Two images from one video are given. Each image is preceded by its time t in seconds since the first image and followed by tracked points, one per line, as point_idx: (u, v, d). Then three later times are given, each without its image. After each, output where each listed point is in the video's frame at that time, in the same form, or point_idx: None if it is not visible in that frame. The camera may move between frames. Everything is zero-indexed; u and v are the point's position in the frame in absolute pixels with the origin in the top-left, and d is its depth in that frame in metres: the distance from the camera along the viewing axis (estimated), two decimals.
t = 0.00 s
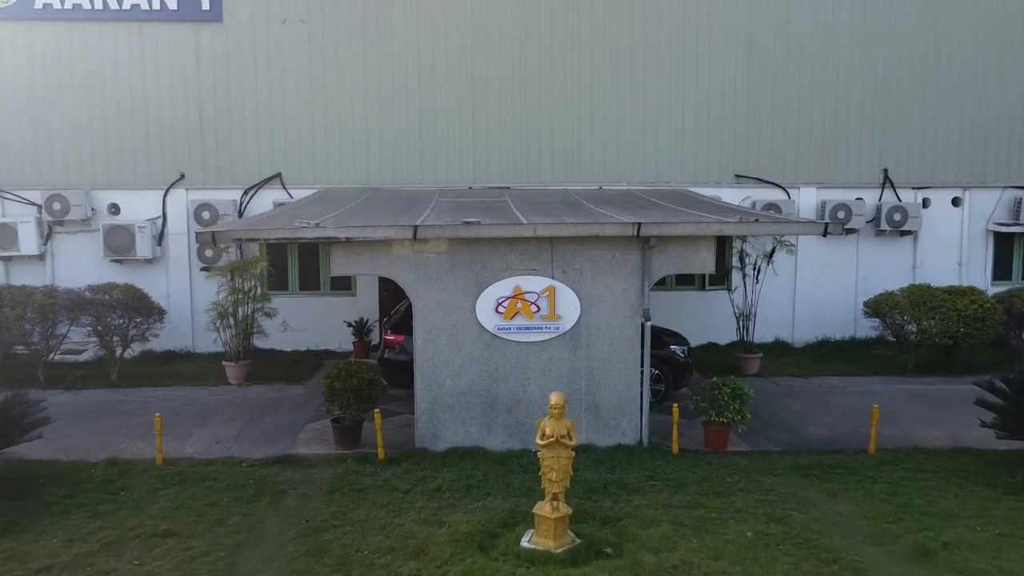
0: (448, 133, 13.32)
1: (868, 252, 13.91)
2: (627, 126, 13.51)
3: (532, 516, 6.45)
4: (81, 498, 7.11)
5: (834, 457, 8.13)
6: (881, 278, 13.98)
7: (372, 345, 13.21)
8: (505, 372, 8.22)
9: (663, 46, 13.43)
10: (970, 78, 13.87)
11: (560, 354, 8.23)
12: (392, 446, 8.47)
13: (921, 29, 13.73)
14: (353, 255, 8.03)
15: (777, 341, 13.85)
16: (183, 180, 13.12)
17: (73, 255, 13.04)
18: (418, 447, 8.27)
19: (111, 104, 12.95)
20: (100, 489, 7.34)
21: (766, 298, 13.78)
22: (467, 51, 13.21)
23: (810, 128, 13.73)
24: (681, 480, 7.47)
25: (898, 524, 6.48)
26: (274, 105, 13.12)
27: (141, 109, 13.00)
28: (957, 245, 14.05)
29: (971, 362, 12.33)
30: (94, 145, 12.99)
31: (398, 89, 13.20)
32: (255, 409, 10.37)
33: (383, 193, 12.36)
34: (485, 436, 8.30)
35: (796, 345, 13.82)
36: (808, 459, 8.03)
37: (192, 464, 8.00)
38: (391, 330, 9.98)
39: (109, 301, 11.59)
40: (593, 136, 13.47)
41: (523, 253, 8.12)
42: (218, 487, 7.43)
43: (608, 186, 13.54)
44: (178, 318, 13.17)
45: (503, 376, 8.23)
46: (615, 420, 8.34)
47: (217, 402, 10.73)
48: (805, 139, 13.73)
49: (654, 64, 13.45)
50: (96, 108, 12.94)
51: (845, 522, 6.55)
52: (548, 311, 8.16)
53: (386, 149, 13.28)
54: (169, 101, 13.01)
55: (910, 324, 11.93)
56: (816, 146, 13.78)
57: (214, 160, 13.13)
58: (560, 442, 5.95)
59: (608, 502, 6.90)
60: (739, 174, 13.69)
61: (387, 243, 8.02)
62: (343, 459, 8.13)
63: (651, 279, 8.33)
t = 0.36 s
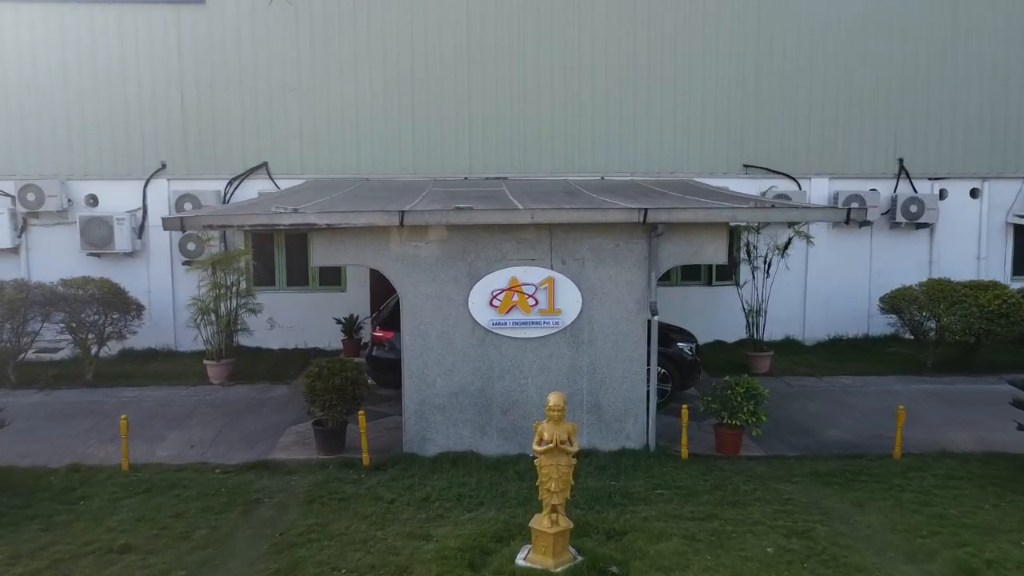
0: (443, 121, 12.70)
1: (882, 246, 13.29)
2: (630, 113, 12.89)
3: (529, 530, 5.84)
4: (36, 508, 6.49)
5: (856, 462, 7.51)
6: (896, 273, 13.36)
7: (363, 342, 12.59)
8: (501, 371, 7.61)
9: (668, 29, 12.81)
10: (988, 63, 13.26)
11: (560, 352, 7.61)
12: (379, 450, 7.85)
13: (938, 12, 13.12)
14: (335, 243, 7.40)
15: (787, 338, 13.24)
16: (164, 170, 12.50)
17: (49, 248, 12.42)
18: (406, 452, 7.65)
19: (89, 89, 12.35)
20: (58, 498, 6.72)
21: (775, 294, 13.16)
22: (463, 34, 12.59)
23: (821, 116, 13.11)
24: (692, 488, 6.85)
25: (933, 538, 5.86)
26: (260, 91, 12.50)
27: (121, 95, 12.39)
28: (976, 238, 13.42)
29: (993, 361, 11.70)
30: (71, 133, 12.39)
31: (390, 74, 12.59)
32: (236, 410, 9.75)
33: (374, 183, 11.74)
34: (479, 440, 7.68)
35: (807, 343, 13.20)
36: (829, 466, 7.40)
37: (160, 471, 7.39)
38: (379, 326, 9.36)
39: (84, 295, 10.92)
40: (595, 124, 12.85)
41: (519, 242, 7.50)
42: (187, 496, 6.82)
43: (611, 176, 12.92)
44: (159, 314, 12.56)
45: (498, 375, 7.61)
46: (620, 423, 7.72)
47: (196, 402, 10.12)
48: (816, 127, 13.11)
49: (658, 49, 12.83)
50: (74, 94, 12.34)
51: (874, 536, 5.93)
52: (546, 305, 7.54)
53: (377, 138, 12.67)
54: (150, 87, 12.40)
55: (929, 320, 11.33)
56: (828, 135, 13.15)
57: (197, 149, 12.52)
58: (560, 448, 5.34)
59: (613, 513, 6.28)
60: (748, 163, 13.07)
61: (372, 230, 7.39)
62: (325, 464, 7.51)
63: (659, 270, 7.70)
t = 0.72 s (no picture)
0: (436, 107, 12.11)
1: (897, 237, 12.69)
2: (632, 99, 12.29)
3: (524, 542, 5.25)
4: None
5: (880, 466, 6.91)
6: (911, 266, 12.76)
7: (353, 338, 11.98)
8: (495, 367, 7.01)
9: (672, 10, 12.21)
10: (1006, 46, 12.66)
11: (558, 346, 7.02)
12: (363, 453, 7.25)
13: None
14: (315, 228, 6.80)
15: (798, 334, 12.64)
16: (144, 157, 11.89)
17: (23, 239, 11.82)
18: (392, 455, 7.05)
19: (66, 73, 11.77)
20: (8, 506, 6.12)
21: (785, 288, 12.56)
22: (457, 16, 12.00)
23: (833, 102, 12.52)
24: (704, 496, 6.24)
25: (975, 553, 5.26)
26: (244, 75, 11.90)
27: (98, 80, 11.80)
28: (995, 228, 12.80)
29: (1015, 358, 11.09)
30: (47, 119, 11.80)
31: (380, 58, 11.99)
32: (214, 410, 9.15)
33: (362, 171, 11.15)
34: (471, 442, 7.08)
35: (819, 339, 12.61)
36: (851, 470, 6.81)
37: (124, 475, 6.79)
38: (366, 319, 8.76)
39: (57, 288, 10.29)
40: (596, 111, 12.26)
41: (515, 227, 6.90)
42: (151, 503, 6.22)
43: (612, 165, 12.31)
44: (138, 308, 11.98)
45: (491, 371, 7.01)
46: (624, 423, 7.12)
47: (172, 401, 9.52)
48: (828, 114, 12.52)
49: (662, 31, 12.23)
50: (50, 79, 11.77)
51: (907, 549, 5.33)
52: (544, 295, 6.93)
53: (367, 125, 12.08)
54: (130, 71, 11.81)
55: (949, 313, 10.70)
56: (840, 122, 12.56)
57: (178, 136, 11.92)
58: (558, 451, 4.76)
59: (616, 523, 5.68)
60: (757, 152, 12.46)
61: (355, 214, 6.79)
62: (303, 468, 6.91)
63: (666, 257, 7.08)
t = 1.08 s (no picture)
0: (430, 93, 11.52)
1: (912, 230, 12.10)
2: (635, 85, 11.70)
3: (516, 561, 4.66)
4: None
5: (908, 473, 6.32)
6: (927, 260, 12.16)
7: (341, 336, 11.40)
8: (486, 365, 6.42)
9: None
10: None
11: (556, 342, 6.43)
12: (344, 459, 6.67)
13: None
14: (288, 213, 6.22)
15: (808, 332, 12.05)
16: (121, 146, 11.32)
17: None
18: (374, 462, 6.47)
19: (40, 58, 11.20)
20: None
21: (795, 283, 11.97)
22: None
23: (846, 87, 11.92)
24: (716, 506, 5.66)
25: None
26: (226, 60, 11.31)
27: (74, 65, 11.23)
28: (1014, 221, 12.19)
29: None
30: (19, 106, 11.23)
31: (370, 41, 11.40)
32: (189, 411, 8.57)
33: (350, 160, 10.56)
34: (460, 447, 6.50)
35: (830, 337, 12.02)
36: (876, 478, 6.22)
37: (81, 483, 6.21)
38: (351, 315, 8.18)
39: (24, 282, 9.72)
40: (597, 97, 11.67)
41: (508, 212, 6.32)
42: (106, 515, 5.64)
43: (614, 154, 11.72)
44: (115, 304, 11.41)
45: (482, 370, 6.43)
46: (627, 426, 6.53)
47: (145, 402, 8.93)
48: (840, 100, 11.93)
49: (666, 13, 11.64)
50: (22, 63, 11.20)
51: (947, 569, 4.75)
52: (540, 285, 6.35)
53: (356, 112, 11.48)
54: (106, 56, 11.23)
55: (971, 308, 10.12)
56: (853, 109, 11.96)
57: (157, 124, 11.34)
58: (553, 460, 4.18)
59: (620, 538, 5.10)
60: (765, 140, 11.88)
61: (332, 197, 6.21)
62: (277, 476, 6.32)
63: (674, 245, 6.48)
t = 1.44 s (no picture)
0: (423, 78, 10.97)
1: (928, 221, 11.54)
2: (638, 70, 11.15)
3: None
4: None
5: (939, 480, 5.78)
6: (943, 253, 11.61)
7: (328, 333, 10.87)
8: (477, 361, 5.88)
9: None
10: None
11: (554, 336, 5.88)
12: (323, 464, 6.12)
13: None
14: (261, 195, 5.70)
15: (819, 329, 11.51)
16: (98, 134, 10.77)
17: None
18: (355, 468, 5.92)
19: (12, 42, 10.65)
20: None
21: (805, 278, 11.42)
22: None
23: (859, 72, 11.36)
24: (732, 517, 5.11)
25: None
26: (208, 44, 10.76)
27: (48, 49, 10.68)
28: None
29: None
30: None
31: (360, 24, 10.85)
32: (162, 412, 8.02)
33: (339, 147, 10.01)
34: (450, 451, 5.95)
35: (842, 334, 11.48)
36: (905, 485, 5.68)
37: (34, 492, 5.66)
38: (335, 310, 7.71)
39: None
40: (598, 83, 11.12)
41: (501, 194, 5.77)
42: (56, 527, 5.08)
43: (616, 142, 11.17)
44: (92, 298, 10.86)
45: (473, 367, 5.88)
46: (632, 429, 5.98)
47: (116, 403, 8.38)
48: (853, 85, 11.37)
49: None
50: None
51: None
52: (536, 274, 5.80)
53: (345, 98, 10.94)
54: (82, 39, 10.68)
55: (995, 302, 9.56)
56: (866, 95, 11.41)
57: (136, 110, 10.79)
58: (549, 469, 3.65)
59: (625, 555, 4.55)
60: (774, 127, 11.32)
61: (308, 176, 5.67)
62: (249, 483, 5.78)
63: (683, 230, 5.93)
